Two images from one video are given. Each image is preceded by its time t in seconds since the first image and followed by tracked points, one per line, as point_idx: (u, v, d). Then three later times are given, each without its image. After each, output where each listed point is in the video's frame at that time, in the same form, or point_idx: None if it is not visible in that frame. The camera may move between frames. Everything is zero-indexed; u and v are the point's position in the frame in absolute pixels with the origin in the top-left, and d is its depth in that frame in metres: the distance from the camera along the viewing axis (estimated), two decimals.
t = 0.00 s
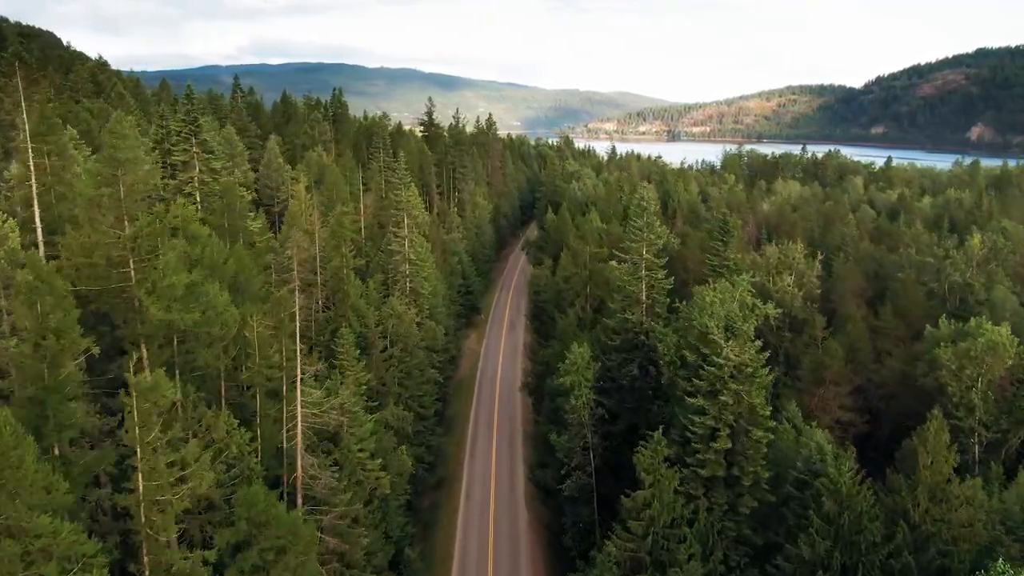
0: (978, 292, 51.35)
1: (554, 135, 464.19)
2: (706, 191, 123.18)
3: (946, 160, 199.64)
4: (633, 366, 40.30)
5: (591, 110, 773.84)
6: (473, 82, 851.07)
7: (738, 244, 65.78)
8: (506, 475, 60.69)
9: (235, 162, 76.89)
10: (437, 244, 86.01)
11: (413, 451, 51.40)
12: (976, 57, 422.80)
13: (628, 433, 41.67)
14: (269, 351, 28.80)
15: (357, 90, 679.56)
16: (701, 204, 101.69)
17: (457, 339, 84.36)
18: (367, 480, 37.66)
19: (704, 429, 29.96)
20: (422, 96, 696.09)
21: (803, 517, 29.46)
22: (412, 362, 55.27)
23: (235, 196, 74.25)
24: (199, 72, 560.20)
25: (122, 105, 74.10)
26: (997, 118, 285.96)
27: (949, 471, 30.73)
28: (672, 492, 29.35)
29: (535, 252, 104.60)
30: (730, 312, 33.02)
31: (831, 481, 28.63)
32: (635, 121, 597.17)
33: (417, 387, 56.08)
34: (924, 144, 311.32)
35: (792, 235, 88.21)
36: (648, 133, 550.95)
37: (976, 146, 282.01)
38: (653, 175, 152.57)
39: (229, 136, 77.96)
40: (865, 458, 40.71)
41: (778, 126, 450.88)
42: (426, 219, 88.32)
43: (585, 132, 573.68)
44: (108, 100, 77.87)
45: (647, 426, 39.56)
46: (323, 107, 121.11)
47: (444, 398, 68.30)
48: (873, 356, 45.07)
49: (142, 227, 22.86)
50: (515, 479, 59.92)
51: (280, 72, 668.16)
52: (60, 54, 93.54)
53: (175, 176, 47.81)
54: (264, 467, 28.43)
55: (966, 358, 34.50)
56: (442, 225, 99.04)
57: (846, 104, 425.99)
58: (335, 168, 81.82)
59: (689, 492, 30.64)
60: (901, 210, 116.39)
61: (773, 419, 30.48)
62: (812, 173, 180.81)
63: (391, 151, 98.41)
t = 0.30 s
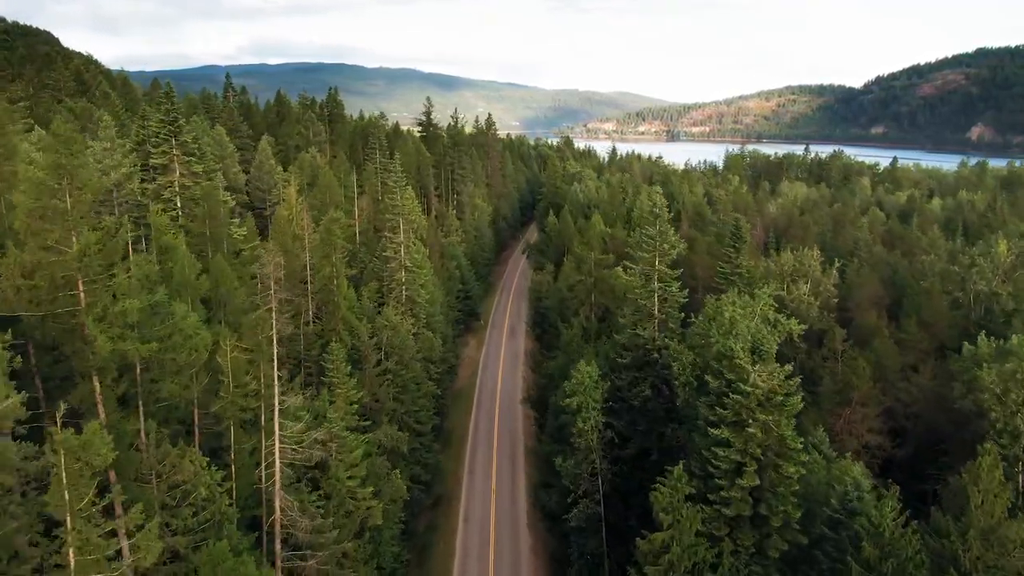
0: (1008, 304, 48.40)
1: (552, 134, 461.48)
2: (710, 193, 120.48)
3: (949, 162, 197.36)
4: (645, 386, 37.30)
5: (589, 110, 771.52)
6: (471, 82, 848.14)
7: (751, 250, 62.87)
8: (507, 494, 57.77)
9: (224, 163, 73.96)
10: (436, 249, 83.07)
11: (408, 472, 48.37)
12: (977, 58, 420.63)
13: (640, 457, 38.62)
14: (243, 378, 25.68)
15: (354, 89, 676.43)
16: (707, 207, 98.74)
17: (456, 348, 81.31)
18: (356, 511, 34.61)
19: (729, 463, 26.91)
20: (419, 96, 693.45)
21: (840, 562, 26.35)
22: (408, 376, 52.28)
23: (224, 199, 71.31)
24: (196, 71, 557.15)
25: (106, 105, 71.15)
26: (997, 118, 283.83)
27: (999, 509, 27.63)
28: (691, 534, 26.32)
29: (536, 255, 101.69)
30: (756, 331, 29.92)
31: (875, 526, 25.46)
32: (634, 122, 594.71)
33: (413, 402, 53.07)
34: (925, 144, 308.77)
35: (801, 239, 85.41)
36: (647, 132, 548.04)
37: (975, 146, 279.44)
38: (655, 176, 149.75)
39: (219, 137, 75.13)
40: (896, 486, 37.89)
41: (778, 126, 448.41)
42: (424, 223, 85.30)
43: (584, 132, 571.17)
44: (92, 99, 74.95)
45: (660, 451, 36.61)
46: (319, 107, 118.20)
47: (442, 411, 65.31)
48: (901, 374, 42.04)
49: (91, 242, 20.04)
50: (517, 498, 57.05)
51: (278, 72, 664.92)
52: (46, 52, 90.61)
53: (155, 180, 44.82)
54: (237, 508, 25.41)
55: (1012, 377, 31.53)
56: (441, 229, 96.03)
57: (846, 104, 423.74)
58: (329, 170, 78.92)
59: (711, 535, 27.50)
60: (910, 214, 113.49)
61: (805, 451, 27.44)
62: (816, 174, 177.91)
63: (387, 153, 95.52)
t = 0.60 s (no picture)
0: None
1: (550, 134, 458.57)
2: (713, 195, 117.96)
3: (952, 163, 194.73)
4: (656, 406, 34.75)
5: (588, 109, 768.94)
6: (470, 82, 845.28)
7: (761, 256, 60.32)
8: (508, 512, 55.27)
9: (214, 165, 71.34)
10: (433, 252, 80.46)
11: (403, 492, 45.82)
12: (977, 57, 417.88)
13: (650, 481, 36.11)
14: (216, 407, 23.19)
15: (353, 89, 673.17)
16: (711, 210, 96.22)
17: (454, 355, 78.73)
18: (346, 541, 32.06)
19: (754, 500, 24.33)
20: (418, 96, 690.69)
21: None
22: (404, 389, 49.68)
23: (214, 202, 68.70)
24: (193, 71, 553.90)
25: (91, 105, 68.54)
26: (998, 118, 281.27)
27: None
28: None
29: (536, 259, 99.21)
30: (780, 353, 27.39)
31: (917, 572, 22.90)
32: (633, 122, 591.91)
33: (409, 417, 50.52)
34: (925, 144, 306.12)
35: (809, 243, 82.90)
36: (646, 132, 545.36)
37: (976, 146, 276.83)
38: (656, 178, 147.22)
39: (209, 138, 72.58)
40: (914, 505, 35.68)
41: (778, 126, 445.79)
42: (421, 226, 82.69)
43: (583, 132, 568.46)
44: (77, 99, 72.33)
45: (673, 477, 34.10)
46: (314, 107, 115.54)
47: (439, 423, 62.77)
48: (926, 391, 39.53)
49: (33, 260, 17.54)
50: (517, 516, 54.58)
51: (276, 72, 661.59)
52: (32, 51, 87.98)
53: (134, 184, 42.22)
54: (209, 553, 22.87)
55: None
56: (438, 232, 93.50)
57: (846, 104, 421.21)
58: (323, 172, 76.36)
59: None
60: (918, 216, 110.88)
61: (839, 485, 24.87)
62: (820, 176, 175.25)
63: (383, 153, 92.90)
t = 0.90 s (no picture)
0: None
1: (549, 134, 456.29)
2: (717, 197, 115.50)
3: (955, 163, 192.22)
4: (670, 429, 32.17)
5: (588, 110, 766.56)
6: (470, 82, 842.78)
7: (773, 262, 57.75)
8: (508, 531, 52.71)
9: (205, 167, 68.82)
10: (431, 257, 78.02)
11: (398, 513, 43.33)
12: (977, 57, 414.41)
13: (663, 509, 33.54)
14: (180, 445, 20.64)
15: (352, 88, 670.81)
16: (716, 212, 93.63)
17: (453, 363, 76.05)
18: None
19: (787, 545, 21.70)
20: (417, 96, 688.22)
21: None
22: (400, 403, 47.16)
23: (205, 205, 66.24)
24: (191, 70, 551.91)
25: (76, 104, 66.12)
26: (998, 118, 278.66)
27: None
28: None
29: (536, 263, 96.65)
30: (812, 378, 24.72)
31: None
32: (633, 122, 589.51)
33: (405, 432, 47.98)
34: (925, 144, 303.36)
35: (817, 247, 80.37)
36: (646, 132, 542.78)
37: (976, 147, 274.18)
38: (659, 179, 144.72)
39: (198, 139, 69.97)
40: (945, 528, 33.37)
41: (778, 126, 443.35)
42: (419, 230, 80.18)
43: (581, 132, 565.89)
44: (62, 98, 69.90)
45: (687, 506, 31.52)
46: (310, 107, 113.11)
47: (436, 436, 60.11)
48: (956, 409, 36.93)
49: None
50: (518, 535, 52.01)
51: (275, 72, 659.35)
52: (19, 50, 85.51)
53: (111, 187, 39.59)
54: None
55: None
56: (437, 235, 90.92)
57: (847, 104, 418.76)
58: (316, 174, 73.75)
59: None
60: (927, 219, 108.29)
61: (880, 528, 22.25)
62: (823, 176, 172.64)
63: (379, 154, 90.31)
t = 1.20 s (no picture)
0: None
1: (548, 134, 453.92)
2: (722, 199, 112.97)
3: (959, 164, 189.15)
4: (686, 456, 29.62)
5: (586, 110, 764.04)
6: (469, 82, 840.10)
7: (787, 268, 55.08)
8: (510, 553, 50.23)
9: (193, 169, 66.25)
10: (429, 261, 75.51)
11: (393, 538, 40.89)
12: (976, 57, 411.83)
13: (677, 541, 31.08)
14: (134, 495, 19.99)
15: (351, 89, 667.99)
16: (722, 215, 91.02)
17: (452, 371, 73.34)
18: None
19: None
20: (415, 95, 685.51)
21: None
22: (395, 419, 44.60)
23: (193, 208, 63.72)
24: (188, 71, 549.43)
25: (58, 104, 63.57)
26: (998, 117, 276.27)
27: None
28: None
29: (537, 266, 94.09)
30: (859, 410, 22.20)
31: None
32: (632, 122, 586.98)
33: (401, 449, 45.44)
34: (924, 144, 301.37)
35: (826, 252, 77.90)
36: (645, 132, 540.10)
37: (976, 147, 271.67)
38: (661, 180, 142.15)
39: (187, 139, 67.39)
40: (984, 562, 30.95)
41: (778, 126, 440.79)
42: (416, 233, 77.58)
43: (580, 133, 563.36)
44: (45, 97, 67.35)
45: (705, 541, 29.05)
46: (305, 106, 110.51)
47: (434, 450, 57.53)
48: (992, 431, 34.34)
49: None
50: (520, 557, 49.55)
51: (273, 72, 656.59)
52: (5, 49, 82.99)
53: (84, 192, 37.01)
54: None
55: None
56: (435, 238, 88.29)
57: (847, 104, 416.41)
58: (309, 176, 71.23)
59: None
60: (936, 221, 105.74)
61: None
62: (827, 177, 170.11)
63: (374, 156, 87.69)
